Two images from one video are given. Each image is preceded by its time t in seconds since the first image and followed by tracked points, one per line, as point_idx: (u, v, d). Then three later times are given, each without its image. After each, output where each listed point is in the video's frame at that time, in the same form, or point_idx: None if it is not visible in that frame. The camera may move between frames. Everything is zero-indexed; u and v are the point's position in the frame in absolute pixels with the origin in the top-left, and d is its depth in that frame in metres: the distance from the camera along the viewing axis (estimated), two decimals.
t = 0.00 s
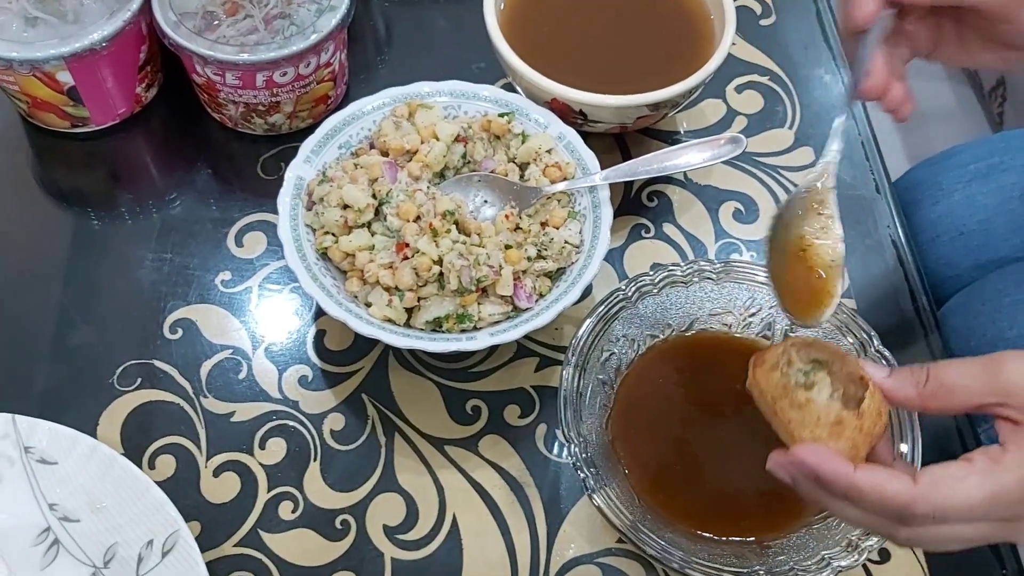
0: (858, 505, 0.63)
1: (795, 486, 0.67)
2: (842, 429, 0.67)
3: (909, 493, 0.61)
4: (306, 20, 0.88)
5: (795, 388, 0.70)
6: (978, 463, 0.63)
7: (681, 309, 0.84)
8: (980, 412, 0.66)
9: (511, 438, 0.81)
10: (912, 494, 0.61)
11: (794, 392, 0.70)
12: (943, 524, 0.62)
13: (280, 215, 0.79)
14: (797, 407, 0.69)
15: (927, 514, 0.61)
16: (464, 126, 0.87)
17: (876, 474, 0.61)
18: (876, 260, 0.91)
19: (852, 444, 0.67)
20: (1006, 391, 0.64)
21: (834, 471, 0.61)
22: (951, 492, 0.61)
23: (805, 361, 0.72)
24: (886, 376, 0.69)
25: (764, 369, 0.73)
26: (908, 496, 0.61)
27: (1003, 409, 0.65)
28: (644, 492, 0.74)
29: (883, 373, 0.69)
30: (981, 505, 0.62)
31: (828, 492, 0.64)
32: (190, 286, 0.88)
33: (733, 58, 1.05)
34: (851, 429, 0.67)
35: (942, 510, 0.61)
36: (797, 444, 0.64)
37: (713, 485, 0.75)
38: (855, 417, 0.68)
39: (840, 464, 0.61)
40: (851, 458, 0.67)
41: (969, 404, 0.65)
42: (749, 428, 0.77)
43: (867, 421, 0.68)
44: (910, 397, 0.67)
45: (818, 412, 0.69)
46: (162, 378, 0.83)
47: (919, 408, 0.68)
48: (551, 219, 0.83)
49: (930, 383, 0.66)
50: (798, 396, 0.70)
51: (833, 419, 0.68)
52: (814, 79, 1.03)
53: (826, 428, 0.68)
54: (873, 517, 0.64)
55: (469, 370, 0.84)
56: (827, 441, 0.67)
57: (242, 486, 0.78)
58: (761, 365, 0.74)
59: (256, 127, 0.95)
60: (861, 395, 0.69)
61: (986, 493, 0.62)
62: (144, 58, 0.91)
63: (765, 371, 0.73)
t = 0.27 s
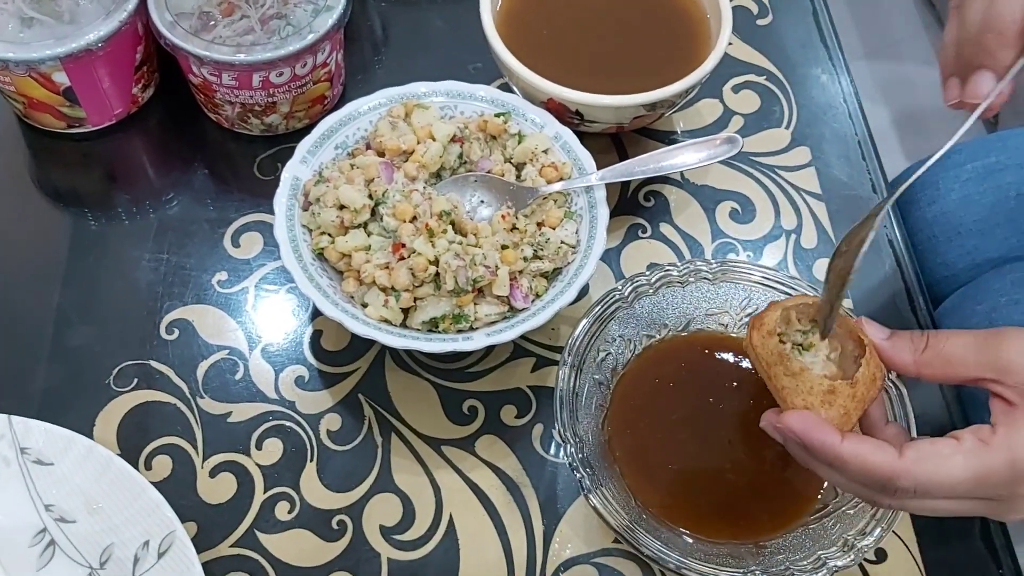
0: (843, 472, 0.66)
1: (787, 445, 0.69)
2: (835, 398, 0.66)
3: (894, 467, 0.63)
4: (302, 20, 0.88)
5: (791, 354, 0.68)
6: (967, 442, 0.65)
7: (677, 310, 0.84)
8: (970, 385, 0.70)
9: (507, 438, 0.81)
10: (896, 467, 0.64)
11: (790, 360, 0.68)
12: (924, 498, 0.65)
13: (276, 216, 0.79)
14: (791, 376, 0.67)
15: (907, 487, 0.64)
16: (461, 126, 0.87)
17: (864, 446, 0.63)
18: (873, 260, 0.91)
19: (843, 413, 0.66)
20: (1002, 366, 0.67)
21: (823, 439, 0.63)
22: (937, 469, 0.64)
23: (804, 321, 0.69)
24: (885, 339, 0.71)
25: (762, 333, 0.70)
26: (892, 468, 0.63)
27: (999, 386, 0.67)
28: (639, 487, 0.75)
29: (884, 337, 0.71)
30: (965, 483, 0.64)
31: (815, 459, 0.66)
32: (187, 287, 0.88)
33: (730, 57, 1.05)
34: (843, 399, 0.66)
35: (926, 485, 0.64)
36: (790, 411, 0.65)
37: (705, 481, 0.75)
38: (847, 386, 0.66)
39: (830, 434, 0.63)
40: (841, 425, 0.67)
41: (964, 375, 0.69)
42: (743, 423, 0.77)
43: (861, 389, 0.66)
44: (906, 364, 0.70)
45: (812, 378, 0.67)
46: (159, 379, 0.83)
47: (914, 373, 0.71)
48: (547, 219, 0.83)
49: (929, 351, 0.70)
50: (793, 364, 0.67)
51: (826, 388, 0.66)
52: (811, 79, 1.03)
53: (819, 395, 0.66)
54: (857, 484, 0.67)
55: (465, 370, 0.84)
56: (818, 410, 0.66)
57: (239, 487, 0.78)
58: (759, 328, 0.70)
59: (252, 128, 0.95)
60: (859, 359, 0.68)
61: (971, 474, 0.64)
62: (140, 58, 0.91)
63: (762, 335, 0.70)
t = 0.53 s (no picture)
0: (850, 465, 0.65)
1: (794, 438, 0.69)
2: (842, 392, 0.66)
3: (901, 461, 0.63)
4: (305, 16, 0.87)
5: (798, 347, 0.67)
6: (976, 436, 0.64)
7: (683, 307, 0.84)
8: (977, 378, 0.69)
9: (513, 436, 0.81)
10: (905, 461, 0.63)
11: (796, 353, 0.67)
12: (932, 493, 0.65)
13: (279, 214, 0.78)
14: (797, 369, 0.67)
15: (915, 480, 0.63)
16: (465, 122, 0.87)
17: (870, 439, 0.63)
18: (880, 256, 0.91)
19: (850, 406, 0.66)
20: (1011, 360, 0.66)
21: (828, 431, 0.62)
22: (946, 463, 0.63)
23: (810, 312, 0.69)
24: (894, 330, 0.70)
25: (768, 325, 0.69)
26: (899, 461, 0.63)
27: (1007, 379, 0.66)
28: (643, 482, 0.74)
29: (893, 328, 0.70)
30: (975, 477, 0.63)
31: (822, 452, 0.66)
32: (191, 284, 0.88)
33: (736, 52, 1.04)
34: (850, 392, 0.66)
35: (935, 479, 0.63)
36: (796, 404, 0.65)
37: (711, 479, 0.75)
38: (855, 379, 0.65)
39: (836, 428, 0.62)
40: (848, 417, 0.66)
41: (972, 368, 0.68)
42: (749, 422, 0.77)
43: (868, 382, 0.66)
44: (915, 355, 0.70)
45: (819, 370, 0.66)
46: (163, 377, 0.82)
47: (921, 365, 0.70)
48: (552, 216, 0.82)
49: (937, 343, 0.69)
50: (799, 357, 0.67)
51: (833, 380, 0.66)
52: (817, 73, 1.03)
53: (827, 387, 0.66)
54: (864, 478, 0.66)
55: (470, 368, 0.84)
56: (825, 404, 0.66)
57: (244, 485, 0.77)
58: (765, 320, 0.70)
59: (255, 124, 0.94)
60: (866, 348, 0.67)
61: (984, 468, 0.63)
62: (143, 55, 0.91)
63: (768, 327, 0.69)
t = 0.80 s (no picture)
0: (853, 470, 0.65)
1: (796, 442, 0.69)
2: (844, 396, 0.65)
3: (905, 464, 0.63)
4: (308, 18, 0.87)
5: (798, 351, 0.67)
6: (980, 440, 0.65)
7: (687, 308, 0.84)
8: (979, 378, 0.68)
9: (516, 438, 0.81)
10: (907, 464, 0.63)
11: (798, 357, 0.67)
12: (935, 496, 0.65)
13: (283, 216, 0.78)
14: (799, 373, 0.66)
15: (918, 484, 0.63)
16: (468, 124, 0.87)
17: (872, 442, 0.63)
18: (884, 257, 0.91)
19: (852, 409, 0.65)
20: (1014, 361, 0.66)
21: (830, 435, 0.62)
22: (952, 468, 0.63)
23: (813, 314, 0.69)
24: (897, 331, 0.69)
25: (768, 330, 0.69)
26: (903, 465, 0.63)
27: (1010, 381, 0.66)
28: (646, 484, 0.74)
29: (895, 330, 0.69)
30: (979, 482, 0.64)
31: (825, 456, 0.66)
32: (194, 286, 0.88)
33: (738, 53, 1.04)
34: (852, 395, 0.65)
35: (938, 483, 0.64)
36: (797, 408, 0.65)
37: (715, 482, 0.75)
38: (857, 383, 0.65)
39: (837, 432, 0.62)
40: (851, 420, 0.66)
41: (975, 369, 0.67)
42: (753, 424, 0.77)
43: (870, 384, 0.65)
44: (917, 357, 0.68)
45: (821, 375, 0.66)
46: (166, 379, 0.83)
47: (924, 367, 0.69)
48: (555, 218, 0.82)
49: (941, 344, 0.68)
50: (801, 361, 0.66)
51: (834, 385, 0.65)
52: (820, 74, 1.03)
53: (829, 391, 0.65)
54: (867, 481, 0.66)
55: (473, 369, 0.84)
56: (827, 408, 0.66)
57: (248, 487, 0.77)
58: (765, 323, 0.69)
59: (258, 126, 0.94)
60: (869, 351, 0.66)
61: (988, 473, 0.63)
62: (146, 57, 0.91)
63: (769, 331, 0.69)
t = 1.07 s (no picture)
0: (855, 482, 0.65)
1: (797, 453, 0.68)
2: (845, 406, 0.64)
3: (906, 476, 0.63)
4: (307, 22, 0.87)
5: (798, 362, 0.66)
6: (981, 451, 0.65)
7: (686, 312, 0.84)
8: (978, 388, 0.69)
9: (515, 442, 0.81)
10: (908, 475, 0.63)
11: (798, 368, 0.66)
12: (936, 508, 0.65)
13: (282, 220, 0.78)
14: (799, 385, 0.65)
15: (919, 496, 0.64)
16: (467, 128, 0.87)
17: (874, 454, 0.63)
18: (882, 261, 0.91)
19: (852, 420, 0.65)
20: (1014, 370, 0.67)
21: (832, 448, 0.62)
22: (952, 479, 0.64)
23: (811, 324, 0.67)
24: (896, 341, 0.69)
25: (768, 340, 0.68)
26: (905, 477, 0.63)
27: (1009, 390, 0.67)
28: (646, 490, 0.74)
29: (895, 340, 0.69)
30: (980, 493, 0.64)
31: (827, 468, 0.66)
32: (193, 290, 0.88)
33: (737, 57, 1.04)
34: (852, 405, 0.64)
35: (939, 494, 0.64)
36: (797, 419, 0.64)
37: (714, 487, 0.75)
38: (858, 394, 0.64)
39: (839, 444, 0.62)
40: (852, 431, 0.66)
41: (975, 379, 0.68)
42: (752, 429, 0.77)
43: (870, 395, 0.65)
44: (917, 367, 0.69)
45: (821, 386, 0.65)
46: (165, 383, 0.82)
47: (923, 376, 0.70)
48: (554, 222, 0.82)
49: (940, 354, 0.68)
50: (801, 372, 0.65)
51: (835, 395, 0.64)
52: (818, 78, 1.03)
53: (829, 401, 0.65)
54: (869, 493, 0.66)
55: (472, 374, 0.84)
56: (828, 418, 0.65)
57: (246, 491, 0.77)
58: (765, 334, 0.68)
59: (257, 130, 0.94)
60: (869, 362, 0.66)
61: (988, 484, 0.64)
62: (145, 61, 0.91)
63: (769, 342, 0.68)
